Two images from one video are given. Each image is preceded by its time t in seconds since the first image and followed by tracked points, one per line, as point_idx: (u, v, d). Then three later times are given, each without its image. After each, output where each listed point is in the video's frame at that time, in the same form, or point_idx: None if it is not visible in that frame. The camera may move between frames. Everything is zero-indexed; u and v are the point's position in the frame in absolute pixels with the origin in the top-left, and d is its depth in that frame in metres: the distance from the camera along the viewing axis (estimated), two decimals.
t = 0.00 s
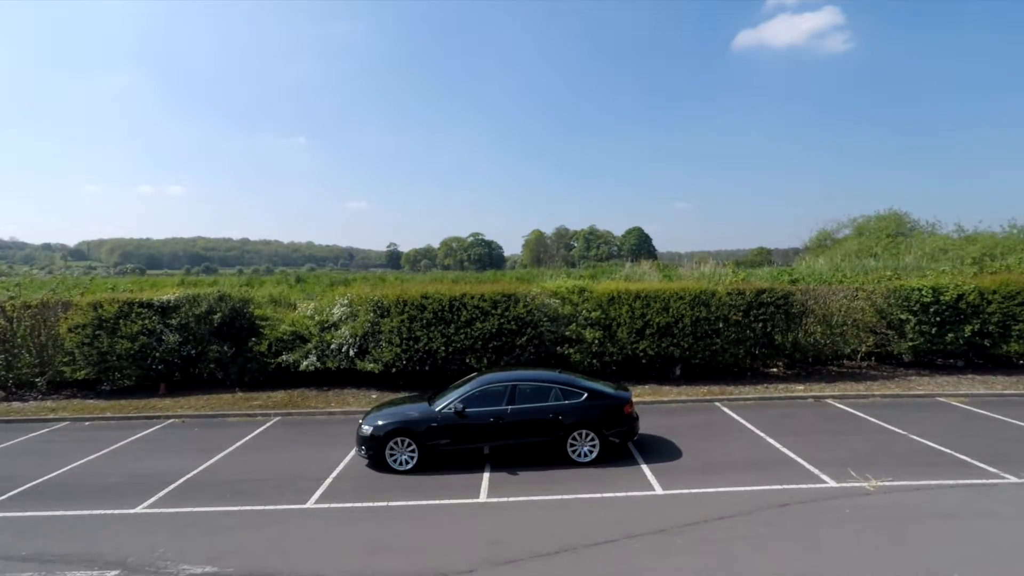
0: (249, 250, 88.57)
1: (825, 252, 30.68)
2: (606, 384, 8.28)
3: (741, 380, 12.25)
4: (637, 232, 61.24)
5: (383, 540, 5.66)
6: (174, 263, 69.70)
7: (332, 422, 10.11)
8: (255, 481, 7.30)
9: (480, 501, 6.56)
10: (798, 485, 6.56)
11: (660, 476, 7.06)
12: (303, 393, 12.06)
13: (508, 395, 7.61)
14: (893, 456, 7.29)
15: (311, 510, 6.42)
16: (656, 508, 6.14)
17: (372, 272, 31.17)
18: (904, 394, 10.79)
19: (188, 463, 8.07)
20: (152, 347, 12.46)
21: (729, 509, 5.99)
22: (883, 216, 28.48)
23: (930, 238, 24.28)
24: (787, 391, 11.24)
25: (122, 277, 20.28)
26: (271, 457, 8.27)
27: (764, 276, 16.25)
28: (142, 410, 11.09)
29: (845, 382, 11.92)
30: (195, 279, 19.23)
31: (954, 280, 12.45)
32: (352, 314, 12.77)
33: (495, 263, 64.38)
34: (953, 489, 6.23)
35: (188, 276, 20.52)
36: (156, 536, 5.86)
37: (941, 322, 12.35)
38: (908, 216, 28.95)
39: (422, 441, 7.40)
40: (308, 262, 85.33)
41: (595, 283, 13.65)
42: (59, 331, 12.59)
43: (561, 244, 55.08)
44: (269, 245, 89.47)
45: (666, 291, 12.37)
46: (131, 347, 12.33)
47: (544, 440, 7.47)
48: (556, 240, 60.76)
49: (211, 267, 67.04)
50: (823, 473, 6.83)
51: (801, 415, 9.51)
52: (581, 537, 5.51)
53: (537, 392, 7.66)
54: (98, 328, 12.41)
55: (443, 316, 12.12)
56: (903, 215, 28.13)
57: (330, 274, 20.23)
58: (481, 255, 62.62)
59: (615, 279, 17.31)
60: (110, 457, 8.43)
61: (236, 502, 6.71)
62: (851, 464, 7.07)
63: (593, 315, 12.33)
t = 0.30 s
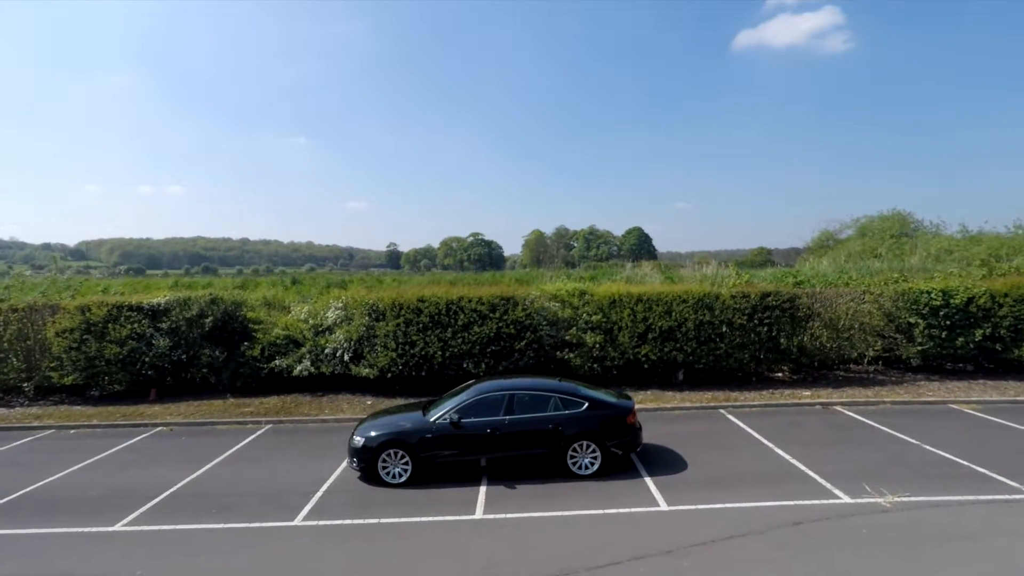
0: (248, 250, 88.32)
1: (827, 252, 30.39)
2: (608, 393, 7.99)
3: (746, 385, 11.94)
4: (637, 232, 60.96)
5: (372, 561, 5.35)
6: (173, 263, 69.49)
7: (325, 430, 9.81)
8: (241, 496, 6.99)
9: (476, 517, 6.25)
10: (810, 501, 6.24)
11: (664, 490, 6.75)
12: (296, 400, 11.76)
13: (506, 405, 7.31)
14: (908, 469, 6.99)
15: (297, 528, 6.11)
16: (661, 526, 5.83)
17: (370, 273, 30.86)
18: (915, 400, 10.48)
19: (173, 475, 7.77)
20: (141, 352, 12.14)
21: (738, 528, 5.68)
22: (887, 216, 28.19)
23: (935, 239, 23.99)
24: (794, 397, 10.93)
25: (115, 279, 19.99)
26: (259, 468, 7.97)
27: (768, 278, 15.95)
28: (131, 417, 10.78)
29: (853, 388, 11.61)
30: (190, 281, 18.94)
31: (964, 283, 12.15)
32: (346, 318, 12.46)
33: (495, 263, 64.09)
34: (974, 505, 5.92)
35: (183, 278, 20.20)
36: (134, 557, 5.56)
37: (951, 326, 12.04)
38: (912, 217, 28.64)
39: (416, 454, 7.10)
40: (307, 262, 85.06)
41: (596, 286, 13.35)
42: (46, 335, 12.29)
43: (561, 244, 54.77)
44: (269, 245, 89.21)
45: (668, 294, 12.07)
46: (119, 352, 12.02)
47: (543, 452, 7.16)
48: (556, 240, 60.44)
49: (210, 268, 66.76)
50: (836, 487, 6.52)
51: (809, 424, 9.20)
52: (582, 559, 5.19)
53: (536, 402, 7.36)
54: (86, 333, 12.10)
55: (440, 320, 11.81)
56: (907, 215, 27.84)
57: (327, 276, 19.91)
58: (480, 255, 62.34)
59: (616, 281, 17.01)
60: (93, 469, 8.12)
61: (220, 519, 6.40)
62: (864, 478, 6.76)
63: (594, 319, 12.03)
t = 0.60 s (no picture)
0: (247, 250, 88.01)
1: (830, 253, 30.07)
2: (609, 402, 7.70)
3: (750, 391, 11.62)
4: (638, 233, 60.66)
5: None
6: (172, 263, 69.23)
7: (317, 439, 9.50)
8: (226, 512, 6.68)
9: (472, 536, 5.95)
10: (823, 518, 5.94)
11: (669, 505, 6.45)
12: (288, 406, 11.45)
13: (503, 416, 7.01)
14: (924, 484, 6.69)
15: (284, 548, 5.81)
16: (667, 546, 5.52)
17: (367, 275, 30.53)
18: (926, 407, 10.17)
19: (157, 488, 7.46)
20: (130, 357, 11.83)
21: (749, 548, 5.38)
22: (890, 217, 27.87)
23: (940, 239, 23.67)
24: (800, 403, 10.62)
25: (108, 282, 19.66)
26: (247, 481, 7.66)
27: (772, 281, 15.65)
28: (118, 424, 10.46)
29: (861, 393, 11.30)
30: (183, 284, 18.64)
31: (974, 285, 11.84)
32: (341, 322, 12.16)
33: (495, 263, 63.76)
34: (997, 524, 5.62)
35: (177, 279, 19.88)
36: None
37: (962, 330, 11.74)
38: (915, 217, 28.33)
39: (410, 467, 6.80)
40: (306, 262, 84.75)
41: (597, 289, 13.05)
42: (33, 339, 11.97)
43: (561, 244, 54.44)
44: (268, 245, 88.91)
45: (671, 297, 11.76)
46: (108, 357, 11.70)
47: (542, 464, 6.86)
48: (556, 240, 60.12)
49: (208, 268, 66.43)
50: (850, 504, 6.22)
51: (817, 432, 8.89)
52: None
53: (535, 412, 7.06)
54: (74, 337, 11.79)
55: (436, 324, 11.51)
56: (911, 215, 27.53)
57: (323, 278, 19.60)
58: (480, 255, 62.02)
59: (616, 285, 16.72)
60: (75, 482, 7.81)
61: (203, 537, 6.10)
62: (879, 494, 6.46)
63: (594, 323, 11.73)
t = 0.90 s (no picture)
0: (246, 251, 87.72)
1: (834, 254, 29.75)
2: (611, 413, 7.40)
3: (756, 398, 11.29)
4: (638, 233, 60.34)
5: None
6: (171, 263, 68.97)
7: (309, 449, 9.19)
8: (209, 531, 6.36)
9: (467, 558, 5.63)
10: (838, 539, 5.62)
11: (675, 524, 6.13)
12: (281, 413, 11.13)
13: (500, 429, 6.69)
14: (942, 501, 6.38)
15: (268, 571, 5.50)
16: (674, 570, 5.21)
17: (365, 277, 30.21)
18: (938, 415, 9.85)
19: (139, 504, 7.15)
20: (118, 363, 11.51)
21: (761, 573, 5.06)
22: (894, 218, 27.56)
23: (946, 240, 23.36)
24: (807, 411, 10.31)
25: (100, 285, 19.34)
26: (233, 496, 7.35)
27: (776, 284, 15.36)
28: (104, 433, 10.15)
29: (870, 400, 10.98)
30: (177, 287, 18.33)
31: (986, 289, 11.54)
32: (335, 326, 11.86)
33: (494, 263, 63.42)
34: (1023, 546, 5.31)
35: (171, 282, 19.59)
36: None
37: (973, 335, 11.44)
38: (920, 218, 28.03)
39: (402, 483, 6.48)
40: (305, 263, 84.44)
41: (598, 293, 12.73)
42: (18, 345, 11.64)
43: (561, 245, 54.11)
44: (268, 245, 88.65)
45: (674, 301, 11.45)
46: (95, 363, 11.38)
47: (541, 480, 6.55)
48: (557, 240, 59.79)
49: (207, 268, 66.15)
50: (866, 523, 5.91)
51: (827, 443, 8.58)
52: None
53: (533, 425, 6.74)
54: (60, 343, 11.47)
55: (433, 329, 11.19)
56: (916, 215, 27.22)
57: (319, 280, 19.29)
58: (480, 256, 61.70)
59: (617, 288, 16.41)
60: (53, 497, 7.50)
61: (184, 558, 5.79)
62: (895, 512, 6.15)
63: (595, 328, 11.43)
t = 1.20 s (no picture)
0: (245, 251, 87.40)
1: (838, 255, 29.39)
2: (614, 429, 7.03)
3: (763, 407, 10.91)
4: (639, 234, 59.97)
5: None
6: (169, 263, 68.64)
7: (299, 463, 8.82)
8: (188, 556, 6.00)
9: None
10: (860, 567, 5.24)
11: (683, 549, 5.76)
12: (272, 423, 10.77)
13: (497, 447, 6.32)
14: (967, 523, 6.00)
15: None
16: None
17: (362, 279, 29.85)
18: (955, 425, 9.47)
19: (117, 525, 6.78)
20: (104, 371, 11.14)
21: None
22: (900, 219, 27.19)
23: (954, 242, 22.97)
24: (818, 422, 9.92)
25: (91, 289, 18.98)
26: (217, 516, 6.98)
27: (782, 289, 14.99)
28: (87, 445, 9.78)
29: (882, 410, 10.60)
30: (170, 291, 17.99)
31: (1001, 294, 11.17)
32: (329, 333, 11.50)
33: (495, 263, 63.04)
34: None
35: (164, 285, 19.24)
36: None
37: (988, 342, 11.07)
38: (925, 219, 27.64)
39: (392, 504, 6.11)
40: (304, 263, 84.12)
41: (599, 298, 12.37)
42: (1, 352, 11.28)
43: (562, 245, 53.73)
44: (267, 246, 88.33)
45: (678, 307, 11.07)
46: (80, 371, 11.02)
47: (541, 500, 6.17)
48: (557, 241, 59.40)
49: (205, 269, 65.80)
50: (887, 549, 5.53)
51: (840, 457, 8.20)
52: None
53: (532, 442, 6.36)
54: (44, 350, 11.12)
55: (429, 336, 10.82)
56: (921, 216, 26.84)
57: (315, 284, 18.92)
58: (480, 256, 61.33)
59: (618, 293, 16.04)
60: (27, 517, 7.12)
61: None
62: (918, 536, 5.77)
63: (597, 335, 11.06)
